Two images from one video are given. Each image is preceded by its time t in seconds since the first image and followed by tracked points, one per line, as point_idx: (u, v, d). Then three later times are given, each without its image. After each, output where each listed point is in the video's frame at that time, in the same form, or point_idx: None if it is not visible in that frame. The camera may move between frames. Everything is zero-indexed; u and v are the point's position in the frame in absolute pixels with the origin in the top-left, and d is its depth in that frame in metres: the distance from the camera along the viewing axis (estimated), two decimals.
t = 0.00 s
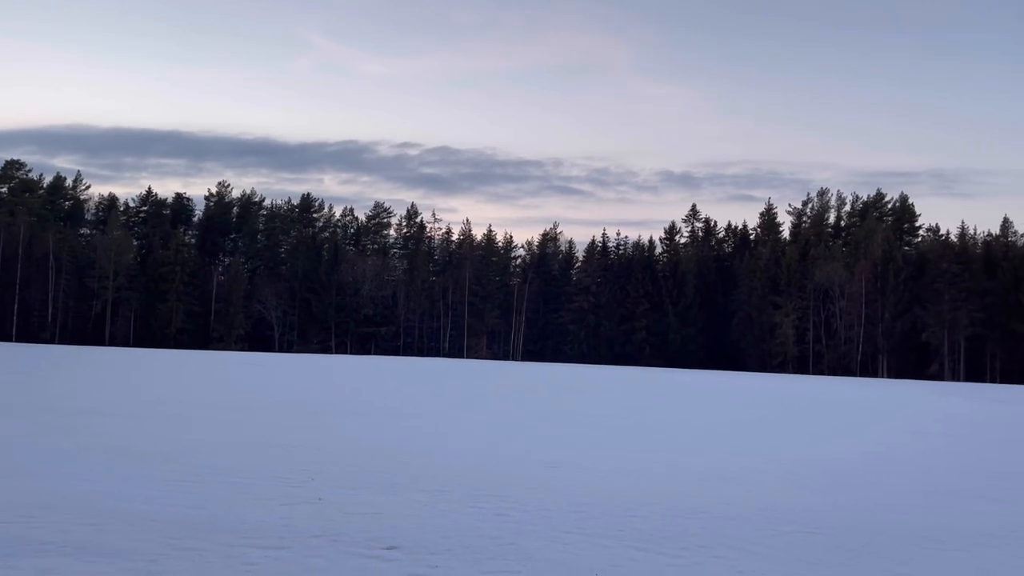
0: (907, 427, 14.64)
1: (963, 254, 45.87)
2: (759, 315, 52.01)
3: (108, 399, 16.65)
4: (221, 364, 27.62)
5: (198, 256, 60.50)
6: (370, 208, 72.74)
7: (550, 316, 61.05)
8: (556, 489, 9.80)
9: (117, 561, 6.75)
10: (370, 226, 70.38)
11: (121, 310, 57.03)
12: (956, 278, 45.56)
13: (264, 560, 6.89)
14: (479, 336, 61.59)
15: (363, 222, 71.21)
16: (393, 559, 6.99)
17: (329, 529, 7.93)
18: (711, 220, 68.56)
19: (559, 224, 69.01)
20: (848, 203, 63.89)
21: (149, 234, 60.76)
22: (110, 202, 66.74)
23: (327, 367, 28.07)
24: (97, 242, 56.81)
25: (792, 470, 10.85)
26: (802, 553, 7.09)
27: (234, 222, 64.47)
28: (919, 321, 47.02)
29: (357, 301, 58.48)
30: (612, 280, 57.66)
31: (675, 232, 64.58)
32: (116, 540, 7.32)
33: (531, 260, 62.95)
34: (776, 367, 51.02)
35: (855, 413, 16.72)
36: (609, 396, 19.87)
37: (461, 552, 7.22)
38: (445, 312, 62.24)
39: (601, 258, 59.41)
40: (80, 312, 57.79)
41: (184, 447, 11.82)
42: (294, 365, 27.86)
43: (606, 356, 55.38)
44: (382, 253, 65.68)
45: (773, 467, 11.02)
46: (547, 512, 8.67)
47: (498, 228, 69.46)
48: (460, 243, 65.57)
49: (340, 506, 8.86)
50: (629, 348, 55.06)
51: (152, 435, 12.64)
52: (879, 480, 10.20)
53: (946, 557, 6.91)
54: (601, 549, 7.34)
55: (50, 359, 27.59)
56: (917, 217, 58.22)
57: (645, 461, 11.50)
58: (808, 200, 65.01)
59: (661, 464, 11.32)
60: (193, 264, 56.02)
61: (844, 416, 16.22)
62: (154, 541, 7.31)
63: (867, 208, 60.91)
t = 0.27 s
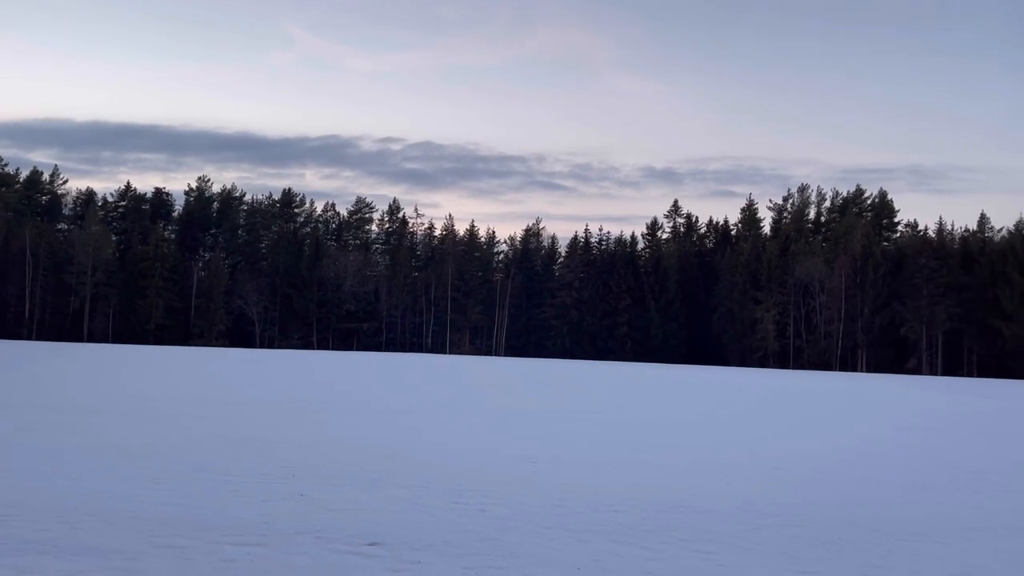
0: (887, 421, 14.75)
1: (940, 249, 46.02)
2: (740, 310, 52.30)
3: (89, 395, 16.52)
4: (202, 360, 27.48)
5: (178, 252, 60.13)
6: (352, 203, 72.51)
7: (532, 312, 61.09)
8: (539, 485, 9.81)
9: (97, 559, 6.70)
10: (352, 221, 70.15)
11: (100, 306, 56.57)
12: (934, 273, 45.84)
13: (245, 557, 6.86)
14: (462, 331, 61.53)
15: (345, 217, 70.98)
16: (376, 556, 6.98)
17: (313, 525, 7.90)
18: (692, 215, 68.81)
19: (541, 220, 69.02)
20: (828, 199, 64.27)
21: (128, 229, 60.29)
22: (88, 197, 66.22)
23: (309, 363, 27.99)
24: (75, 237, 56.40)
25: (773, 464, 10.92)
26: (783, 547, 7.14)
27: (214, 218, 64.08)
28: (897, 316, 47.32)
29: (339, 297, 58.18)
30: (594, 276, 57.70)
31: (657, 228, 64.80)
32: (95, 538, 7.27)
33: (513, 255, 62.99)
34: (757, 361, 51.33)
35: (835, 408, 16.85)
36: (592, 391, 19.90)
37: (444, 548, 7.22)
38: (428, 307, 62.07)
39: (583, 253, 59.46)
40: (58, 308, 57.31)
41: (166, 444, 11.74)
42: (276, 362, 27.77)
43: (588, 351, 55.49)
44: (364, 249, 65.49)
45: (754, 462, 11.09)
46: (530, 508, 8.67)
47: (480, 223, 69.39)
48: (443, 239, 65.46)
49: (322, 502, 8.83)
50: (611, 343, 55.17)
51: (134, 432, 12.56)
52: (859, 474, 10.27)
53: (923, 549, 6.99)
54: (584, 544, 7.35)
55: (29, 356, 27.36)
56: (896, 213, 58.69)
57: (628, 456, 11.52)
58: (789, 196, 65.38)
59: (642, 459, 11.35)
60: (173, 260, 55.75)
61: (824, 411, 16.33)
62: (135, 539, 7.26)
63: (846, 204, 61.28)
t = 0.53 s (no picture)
0: (867, 414, 14.86)
1: (921, 244, 46.43)
2: (723, 304, 52.56)
3: (69, 391, 16.41)
4: (183, 354, 27.35)
5: (159, 245, 59.77)
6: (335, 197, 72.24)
7: (517, 306, 61.11)
8: (521, 478, 9.82)
9: (76, 556, 6.66)
10: (336, 215, 69.93)
11: (80, 301, 56.12)
12: (915, 267, 46.27)
13: (226, 552, 6.84)
14: (446, 326, 61.42)
15: (329, 211, 70.71)
16: (358, 550, 6.98)
17: (294, 520, 7.89)
18: (676, 210, 69.00)
19: (525, 214, 69.00)
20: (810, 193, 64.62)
21: (109, 223, 59.83)
22: (68, 190, 65.67)
23: (292, 357, 27.90)
24: (54, 230, 55.93)
25: (754, 456, 10.99)
26: (762, 538, 7.18)
27: (196, 211, 63.72)
28: (878, 310, 47.68)
29: (322, 291, 57.99)
30: (578, 270, 57.75)
31: (640, 222, 64.97)
32: (75, 534, 7.24)
33: (498, 250, 62.98)
34: (739, 355, 51.61)
35: (816, 401, 16.96)
36: (574, 385, 19.94)
37: (425, 541, 7.23)
38: (412, 301, 61.89)
39: (567, 247, 59.45)
40: (37, 302, 56.79)
41: (147, 440, 11.67)
42: (259, 356, 27.66)
43: (572, 345, 55.57)
44: (347, 243, 65.28)
45: (736, 454, 11.16)
46: (511, 501, 8.69)
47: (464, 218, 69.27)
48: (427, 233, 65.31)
49: (305, 497, 8.82)
50: (595, 336, 55.28)
51: (115, 428, 12.49)
52: (839, 466, 10.34)
53: (902, 540, 7.05)
54: (565, 537, 7.37)
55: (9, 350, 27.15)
56: (877, 208, 59.15)
57: (611, 449, 11.55)
58: (771, 191, 65.68)
59: (625, 451, 11.40)
60: (154, 255, 55.38)
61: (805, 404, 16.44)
62: (116, 535, 7.23)
63: (828, 198, 61.67)
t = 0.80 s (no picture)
0: (850, 408, 14.95)
1: (903, 239, 47.04)
2: (708, 299, 52.78)
3: (51, 385, 16.29)
4: (167, 350, 27.20)
5: (143, 240, 59.46)
6: (320, 191, 72.01)
7: (503, 301, 61.10)
8: (507, 472, 9.84)
9: (58, 551, 6.62)
10: (321, 210, 69.71)
11: (62, 295, 55.65)
12: (898, 262, 46.63)
13: (209, 547, 6.82)
14: (432, 321, 61.25)
15: (314, 205, 70.49)
16: (343, 544, 6.97)
17: (278, 515, 7.88)
18: (662, 205, 69.19)
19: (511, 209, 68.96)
20: (795, 189, 64.97)
21: (91, 217, 59.42)
22: (50, 183, 65.23)
23: (277, 352, 27.83)
24: (35, 224, 55.49)
25: (738, 450, 11.04)
26: (746, 532, 7.21)
27: (180, 206, 63.40)
28: (861, 305, 47.98)
29: (308, 286, 57.84)
30: (563, 265, 57.79)
31: (626, 218, 65.10)
32: (55, 529, 7.20)
33: (484, 245, 62.96)
34: (724, 349, 51.83)
35: (799, 395, 17.05)
36: (559, 379, 19.98)
37: (410, 535, 7.23)
38: (398, 297, 61.68)
39: (553, 243, 59.44)
40: (18, 297, 56.32)
41: (129, 435, 11.61)
42: (243, 351, 27.56)
43: (558, 340, 55.61)
44: (332, 238, 65.10)
45: (719, 448, 11.20)
46: (496, 495, 8.70)
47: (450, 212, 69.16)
48: (413, 228, 65.19)
49: (288, 492, 8.80)
50: (581, 331, 55.31)
51: (96, 422, 12.43)
52: (822, 460, 10.38)
53: (883, 532, 7.11)
54: (551, 531, 7.39)
55: None
56: (860, 204, 59.55)
57: (596, 444, 11.58)
58: (756, 187, 65.97)
59: (609, 446, 11.43)
60: (138, 249, 55.04)
61: (789, 398, 16.51)
62: (97, 531, 7.19)
63: (812, 194, 61.99)
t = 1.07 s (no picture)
0: (835, 404, 15.01)
1: (888, 237, 47.35)
2: (694, 296, 52.95)
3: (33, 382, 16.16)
4: (150, 346, 27.05)
5: (128, 235, 59.11)
6: (307, 187, 71.79)
7: (490, 297, 61.05)
8: (493, 469, 9.83)
9: (40, 549, 6.58)
10: (308, 205, 69.49)
11: (45, 291, 55.22)
12: (882, 259, 46.90)
13: (194, 545, 6.78)
14: (419, 317, 61.08)
15: (301, 200, 70.26)
16: (328, 541, 6.95)
17: (262, 512, 7.85)
18: (649, 202, 69.33)
19: (499, 205, 68.92)
20: (781, 186, 65.25)
21: (75, 211, 59.00)
22: (33, 178, 64.77)
23: (262, 348, 27.72)
24: (18, 219, 55.08)
25: (724, 447, 11.07)
26: (731, 528, 7.24)
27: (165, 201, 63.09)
28: (846, 302, 48.24)
29: (294, 282, 57.66)
30: (550, 262, 57.80)
31: (613, 215, 65.17)
32: (38, 527, 7.14)
33: (471, 241, 62.91)
34: (710, 346, 52.01)
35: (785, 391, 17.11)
36: (545, 376, 19.98)
37: (396, 532, 7.22)
38: (384, 293, 61.48)
39: (540, 239, 59.43)
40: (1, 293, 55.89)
41: (113, 432, 11.53)
42: (230, 347, 27.47)
43: (545, 337, 55.61)
44: (319, 233, 64.90)
45: (706, 444, 11.23)
46: (482, 492, 8.70)
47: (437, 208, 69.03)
48: (400, 224, 65.04)
49: (273, 489, 8.77)
50: (568, 327, 55.34)
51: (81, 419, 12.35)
52: (807, 457, 10.42)
53: (868, 527, 7.14)
54: (537, 527, 7.40)
55: None
56: (845, 201, 59.83)
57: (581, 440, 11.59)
58: (743, 184, 66.21)
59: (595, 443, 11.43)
60: (122, 245, 55.05)
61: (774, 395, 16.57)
62: (79, 528, 7.14)
63: (798, 191, 62.25)
